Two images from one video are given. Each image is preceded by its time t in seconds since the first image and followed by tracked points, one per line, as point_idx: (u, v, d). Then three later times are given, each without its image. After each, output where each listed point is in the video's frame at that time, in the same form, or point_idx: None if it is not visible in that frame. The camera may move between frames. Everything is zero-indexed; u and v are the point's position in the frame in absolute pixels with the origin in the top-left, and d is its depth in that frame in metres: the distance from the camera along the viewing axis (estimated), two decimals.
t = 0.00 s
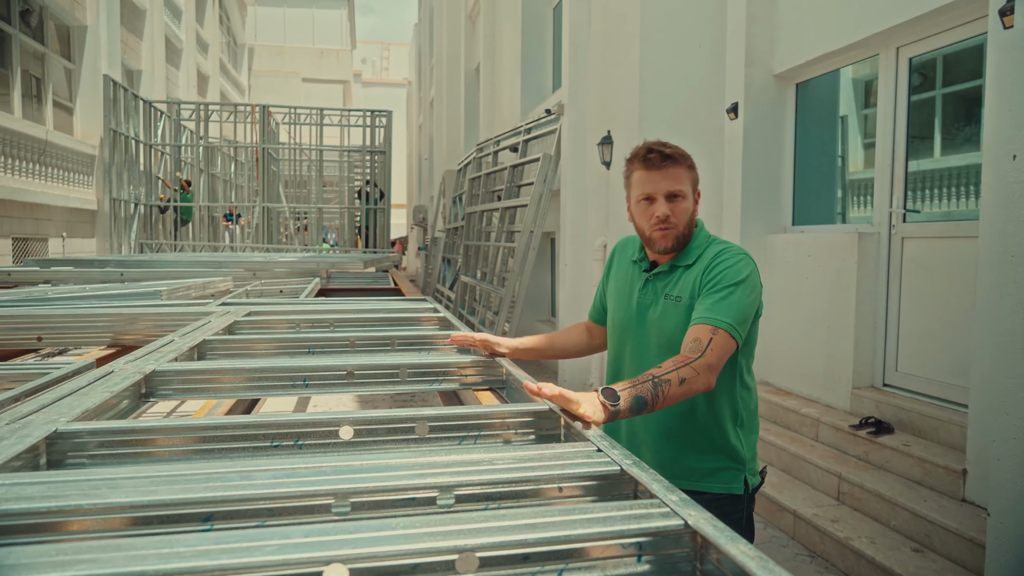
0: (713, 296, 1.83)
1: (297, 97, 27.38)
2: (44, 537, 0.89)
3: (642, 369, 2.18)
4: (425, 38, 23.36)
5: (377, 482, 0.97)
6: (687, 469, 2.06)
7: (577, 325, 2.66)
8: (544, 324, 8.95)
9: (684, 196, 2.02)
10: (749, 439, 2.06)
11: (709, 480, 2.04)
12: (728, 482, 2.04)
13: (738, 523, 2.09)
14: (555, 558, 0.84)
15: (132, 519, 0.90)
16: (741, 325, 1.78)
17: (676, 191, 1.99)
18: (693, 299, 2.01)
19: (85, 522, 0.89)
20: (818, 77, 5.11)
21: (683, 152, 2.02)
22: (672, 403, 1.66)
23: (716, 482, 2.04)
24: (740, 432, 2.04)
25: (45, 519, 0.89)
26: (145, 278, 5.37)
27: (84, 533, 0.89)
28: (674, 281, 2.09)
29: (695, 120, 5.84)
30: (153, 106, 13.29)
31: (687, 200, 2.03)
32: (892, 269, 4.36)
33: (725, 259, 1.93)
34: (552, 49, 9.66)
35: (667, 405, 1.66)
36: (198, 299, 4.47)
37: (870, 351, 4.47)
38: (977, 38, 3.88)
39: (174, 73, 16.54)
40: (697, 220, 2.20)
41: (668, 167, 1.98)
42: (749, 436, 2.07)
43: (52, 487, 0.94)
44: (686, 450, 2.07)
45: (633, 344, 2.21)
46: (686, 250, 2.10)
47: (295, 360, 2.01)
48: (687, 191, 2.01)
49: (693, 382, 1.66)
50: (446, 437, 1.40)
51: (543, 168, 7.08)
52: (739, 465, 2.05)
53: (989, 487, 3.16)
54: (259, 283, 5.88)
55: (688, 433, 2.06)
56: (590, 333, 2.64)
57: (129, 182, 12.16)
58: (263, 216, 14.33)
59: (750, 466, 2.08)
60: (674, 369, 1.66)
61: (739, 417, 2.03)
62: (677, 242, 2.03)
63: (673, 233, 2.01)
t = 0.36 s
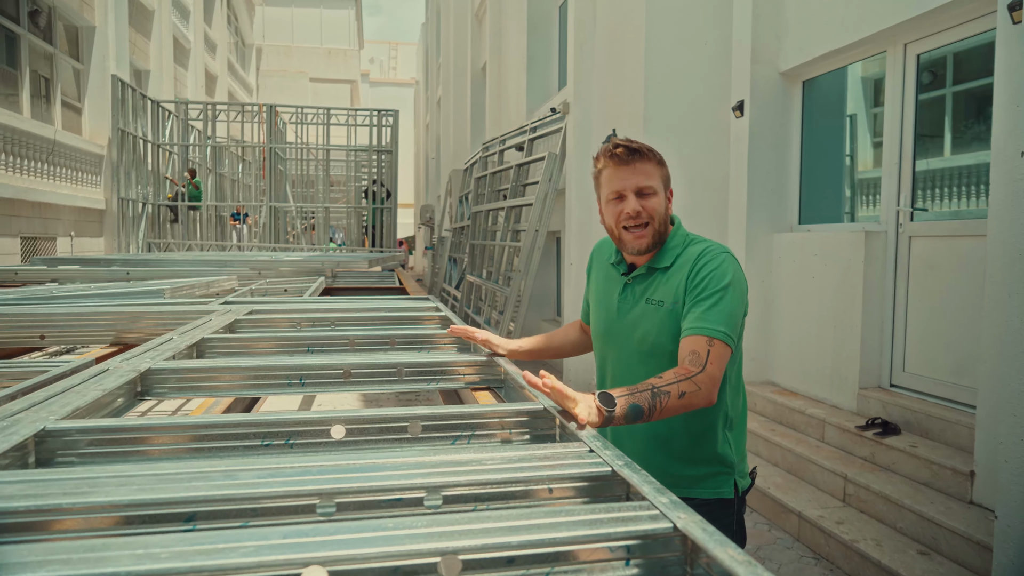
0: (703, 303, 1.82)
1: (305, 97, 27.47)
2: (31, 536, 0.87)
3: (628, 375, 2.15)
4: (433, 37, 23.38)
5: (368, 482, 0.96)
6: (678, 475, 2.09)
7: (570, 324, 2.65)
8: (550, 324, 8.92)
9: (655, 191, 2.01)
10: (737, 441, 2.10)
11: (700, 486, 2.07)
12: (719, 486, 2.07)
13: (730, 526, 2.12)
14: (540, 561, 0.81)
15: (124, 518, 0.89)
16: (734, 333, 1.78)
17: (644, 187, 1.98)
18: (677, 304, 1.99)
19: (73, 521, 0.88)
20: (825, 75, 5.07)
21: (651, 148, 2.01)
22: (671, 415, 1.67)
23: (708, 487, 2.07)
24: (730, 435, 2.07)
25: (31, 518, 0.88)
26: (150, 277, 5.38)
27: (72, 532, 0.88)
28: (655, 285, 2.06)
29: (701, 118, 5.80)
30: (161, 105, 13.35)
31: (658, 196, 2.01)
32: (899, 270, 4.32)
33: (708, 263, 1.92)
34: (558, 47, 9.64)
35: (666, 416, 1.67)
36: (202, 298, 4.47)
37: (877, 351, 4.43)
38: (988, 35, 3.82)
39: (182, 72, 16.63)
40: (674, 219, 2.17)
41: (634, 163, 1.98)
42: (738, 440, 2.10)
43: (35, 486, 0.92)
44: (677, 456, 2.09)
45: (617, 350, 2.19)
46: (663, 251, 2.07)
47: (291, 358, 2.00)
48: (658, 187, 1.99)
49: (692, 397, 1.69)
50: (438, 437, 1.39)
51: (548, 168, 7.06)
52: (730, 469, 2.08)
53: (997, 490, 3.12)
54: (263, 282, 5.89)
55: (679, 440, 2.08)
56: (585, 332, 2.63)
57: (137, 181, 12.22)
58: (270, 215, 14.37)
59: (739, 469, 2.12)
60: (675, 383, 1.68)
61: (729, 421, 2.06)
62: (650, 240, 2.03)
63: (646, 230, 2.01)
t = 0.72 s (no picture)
0: (706, 304, 1.80)
1: (311, 97, 27.52)
2: (15, 545, 0.85)
3: (625, 376, 2.12)
4: (439, 37, 23.38)
5: (355, 490, 0.94)
6: (674, 481, 2.10)
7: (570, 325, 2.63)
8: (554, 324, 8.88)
9: (659, 185, 2.00)
10: (735, 450, 2.11)
11: (695, 492, 2.09)
12: (714, 494, 2.09)
13: (725, 536, 2.14)
14: None
15: (108, 526, 0.87)
16: (735, 335, 1.76)
17: (647, 180, 1.98)
18: (679, 304, 1.96)
19: (58, 530, 0.86)
20: (832, 73, 5.01)
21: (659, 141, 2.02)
22: (669, 420, 1.64)
23: (703, 494, 2.09)
24: (727, 444, 2.09)
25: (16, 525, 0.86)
26: (155, 277, 5.38)
27: (56, 541, 0.86)
28: (656, 284, 2.04)
29: (706, 117, 5.75)
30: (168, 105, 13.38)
31: (662, 190, 2.00)
32: (906, 270, 4.26)
33: (713, 263, 1.90)
34: (563, 46, 9.60)
35: (664, 420, 1.64)
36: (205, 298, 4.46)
37: (884, 353, 4.38)
38: (998, 32, 3.77)
39: (189, 73, 16.68)
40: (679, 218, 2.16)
41: (638, 156, 1.99)
42: (735, 447, 2.12)
43: (16, 492, 0.90)
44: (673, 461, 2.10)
45: (615, 350, 2.15)
46: (667, 248, 2.06)
47: (288, 360, 1.97)
48: (662, 181, 1.99)
49: (692, 400, 1.65)
50: (433, 442, 1.36)
51: (553, 167, 6.97)
52: (726, 477, 2.10)
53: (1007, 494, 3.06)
54: (267, 282, 5.88)
55: (676, 446, 2.09)
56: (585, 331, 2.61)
57: (143, 181, 12.24)
58: (276, 215, 14.38)
59: (735, 478, 2.13)
60: (677, 388, 1.64)
61: (726, 430, 2.08)
62: (652, 234, 2.01)
63: (647, 223, 2.00)
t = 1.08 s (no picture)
0: (717, 300, 1.77)
1: (319, 97, 27.56)
2: None
3: (630, 371, 2.09)
4: (446, 36, 23.34)
5: (338, 503, 0.90)
6: (678, 483, 2.06)
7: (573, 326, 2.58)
8: (561, 324, 8.83)
9: (674, 183, 1.95)
10: (742, 455, 2.07)
11: (699, 496, 2.05)
12: (720, 499, 2.04)
13: (731, 544, 2.09)
14: None
15: (82, 540, 0.84)
16: (743, 334, 1.72)
17: (660, 179, 1.93)
18: (691, 301, 1.93)
19: (38, 541, 0.83)
20: (840, 71, 4.95)
21: (675, 137, 1.95)
22: (667, 420, 1.60)
23: (708, 498, 2.04)
24: (734, 448, 2.05)
25: None
26: (159, 277, 5.38)
27: (36, 554, 0.83)
28: (671, 281, 2.01)
29: (714, 115, 5.68)
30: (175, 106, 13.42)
31: (676, 187, 1.95)
32: (917, 270, 4.20)
33: (729, 262, 1.87)
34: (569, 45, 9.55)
35: (662, 421, 1.60)
36: (207, 298, 4.45)
37: (893, 354, 4.31)
38: (1010, 28, 3.70)
39: (197, 73, 16.74)
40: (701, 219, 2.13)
41: (653, 153, 1.93)
42: (743, 451, 2.08)
43: None
44: (677, 463, 2.06)
45: (623, 347, 2.13)
46: (685, 246, 2.03)
47: (282, 363, 1.94)
48: (676, 178, 1.94)
49: (690, 399, 1.62)
50: (426, 449, 1.33)
51: (558, 166, 6.98)
52: (733, 482, 2.05)
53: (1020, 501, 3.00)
54: (272, 282, 5.87)
55: (680, 448, 2.06)
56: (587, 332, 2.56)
57: (150, 181, 12.28)
58: (282, 215, 14.39)
59: (742, 484, 2.08)
60: (671, 386, 1.61)
61: (733, 434, 2.04)
62: (667, 233, 1.98)
63: (661, 222, 1.96)
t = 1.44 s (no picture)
0: (715, 302, 1.73)
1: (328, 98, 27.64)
2: None
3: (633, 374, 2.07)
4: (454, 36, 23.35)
5: (320, 514, 0.87)
6: (678, 489, 2.03)
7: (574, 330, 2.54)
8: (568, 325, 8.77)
9: (656, 188, 1.90)
10: (745, 461, 2.03)
11: (700, 502, 2.01)
12: (721, 505, 2.01)
13: (730, 551, 2.04)
14: None
15: (59, 552, 0.81)
16: (744, 336, 1.68)
17: (641, 184, 1.89)
18: (690, 303, 1.91)
19: (20, 553, 0.81)
20: (850, 69, 4.89)
21: (659, 139, 1.89)
22: (667, 426, 1.57)
23: (708, 505, 2.01)
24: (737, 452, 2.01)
25: None
26: (166, 277, 5.39)
27: (13, 567, 0.81)
28: (671, 283, 1.98)
29: (722, 114, 5.62)
30: (185, 106, 13.47)
31: (659, 193, 1.90)
32: (928, 271, 4.14)
33: (727, 261, 1.83)
34: (577, 43, 9.51)
35: (662, 427, 1.56)
36: (212, 299, 4.44)
37: (904, 357, 4.25)
38: None
39: (206, 74, 16.82)
40: (699, 215, 2.08)
41: (633, 158, 1.89)
42: (746, 457, 2.03)
43: None
44: (677, 468, 2.03)
45: (626, 351, 2.11)
46: (682, 248, 2.00)
47: (279, 366, 1.92)
48: (659, 184, 1.89)
49: (691, 405, 1.58)
50: (419, 456, 1.31)
51: (566, 166, 6.86)
52: (734, 488, 2.02)
53: None
54: (277, 282, 5.87)
55: (682, 454, 2.02)
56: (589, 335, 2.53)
57: (160, 181, 12.33)
58: (290, 215, 14.42)
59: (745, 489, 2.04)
60: (670, 397, 1.56)
61: (737, 440, 1.99)
62: (651, 237, 1.94)
63: (644, 227, 1.93)
